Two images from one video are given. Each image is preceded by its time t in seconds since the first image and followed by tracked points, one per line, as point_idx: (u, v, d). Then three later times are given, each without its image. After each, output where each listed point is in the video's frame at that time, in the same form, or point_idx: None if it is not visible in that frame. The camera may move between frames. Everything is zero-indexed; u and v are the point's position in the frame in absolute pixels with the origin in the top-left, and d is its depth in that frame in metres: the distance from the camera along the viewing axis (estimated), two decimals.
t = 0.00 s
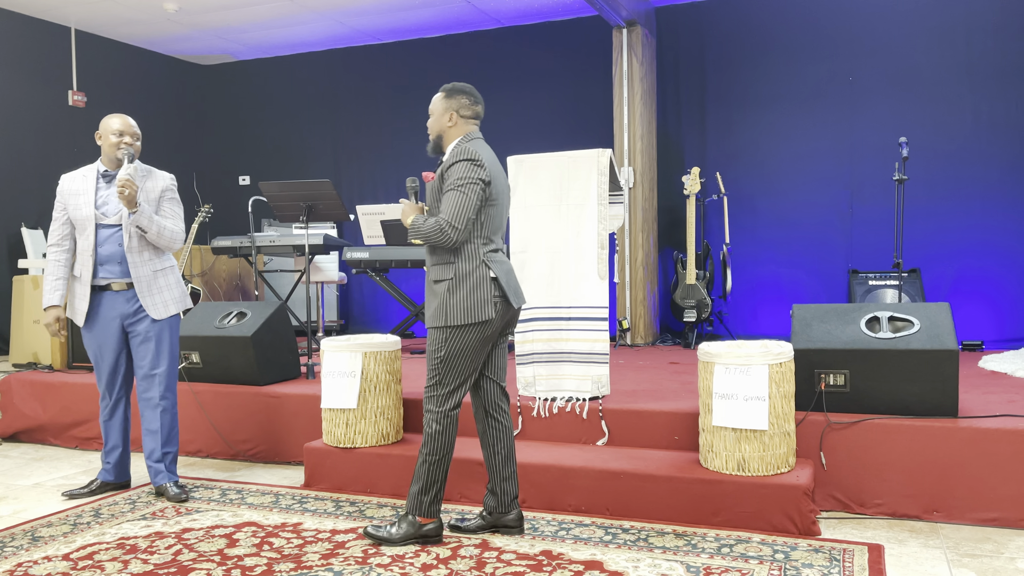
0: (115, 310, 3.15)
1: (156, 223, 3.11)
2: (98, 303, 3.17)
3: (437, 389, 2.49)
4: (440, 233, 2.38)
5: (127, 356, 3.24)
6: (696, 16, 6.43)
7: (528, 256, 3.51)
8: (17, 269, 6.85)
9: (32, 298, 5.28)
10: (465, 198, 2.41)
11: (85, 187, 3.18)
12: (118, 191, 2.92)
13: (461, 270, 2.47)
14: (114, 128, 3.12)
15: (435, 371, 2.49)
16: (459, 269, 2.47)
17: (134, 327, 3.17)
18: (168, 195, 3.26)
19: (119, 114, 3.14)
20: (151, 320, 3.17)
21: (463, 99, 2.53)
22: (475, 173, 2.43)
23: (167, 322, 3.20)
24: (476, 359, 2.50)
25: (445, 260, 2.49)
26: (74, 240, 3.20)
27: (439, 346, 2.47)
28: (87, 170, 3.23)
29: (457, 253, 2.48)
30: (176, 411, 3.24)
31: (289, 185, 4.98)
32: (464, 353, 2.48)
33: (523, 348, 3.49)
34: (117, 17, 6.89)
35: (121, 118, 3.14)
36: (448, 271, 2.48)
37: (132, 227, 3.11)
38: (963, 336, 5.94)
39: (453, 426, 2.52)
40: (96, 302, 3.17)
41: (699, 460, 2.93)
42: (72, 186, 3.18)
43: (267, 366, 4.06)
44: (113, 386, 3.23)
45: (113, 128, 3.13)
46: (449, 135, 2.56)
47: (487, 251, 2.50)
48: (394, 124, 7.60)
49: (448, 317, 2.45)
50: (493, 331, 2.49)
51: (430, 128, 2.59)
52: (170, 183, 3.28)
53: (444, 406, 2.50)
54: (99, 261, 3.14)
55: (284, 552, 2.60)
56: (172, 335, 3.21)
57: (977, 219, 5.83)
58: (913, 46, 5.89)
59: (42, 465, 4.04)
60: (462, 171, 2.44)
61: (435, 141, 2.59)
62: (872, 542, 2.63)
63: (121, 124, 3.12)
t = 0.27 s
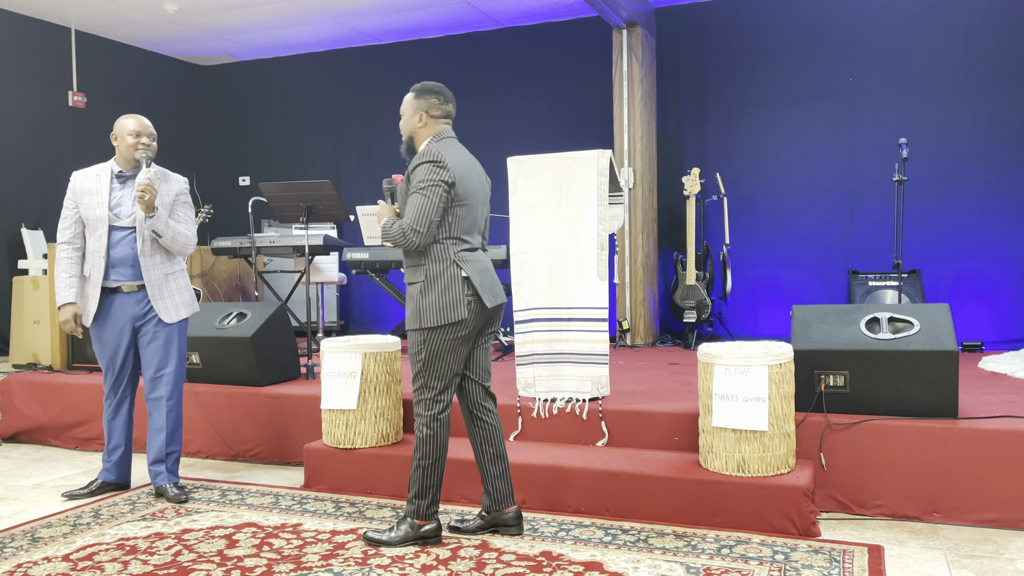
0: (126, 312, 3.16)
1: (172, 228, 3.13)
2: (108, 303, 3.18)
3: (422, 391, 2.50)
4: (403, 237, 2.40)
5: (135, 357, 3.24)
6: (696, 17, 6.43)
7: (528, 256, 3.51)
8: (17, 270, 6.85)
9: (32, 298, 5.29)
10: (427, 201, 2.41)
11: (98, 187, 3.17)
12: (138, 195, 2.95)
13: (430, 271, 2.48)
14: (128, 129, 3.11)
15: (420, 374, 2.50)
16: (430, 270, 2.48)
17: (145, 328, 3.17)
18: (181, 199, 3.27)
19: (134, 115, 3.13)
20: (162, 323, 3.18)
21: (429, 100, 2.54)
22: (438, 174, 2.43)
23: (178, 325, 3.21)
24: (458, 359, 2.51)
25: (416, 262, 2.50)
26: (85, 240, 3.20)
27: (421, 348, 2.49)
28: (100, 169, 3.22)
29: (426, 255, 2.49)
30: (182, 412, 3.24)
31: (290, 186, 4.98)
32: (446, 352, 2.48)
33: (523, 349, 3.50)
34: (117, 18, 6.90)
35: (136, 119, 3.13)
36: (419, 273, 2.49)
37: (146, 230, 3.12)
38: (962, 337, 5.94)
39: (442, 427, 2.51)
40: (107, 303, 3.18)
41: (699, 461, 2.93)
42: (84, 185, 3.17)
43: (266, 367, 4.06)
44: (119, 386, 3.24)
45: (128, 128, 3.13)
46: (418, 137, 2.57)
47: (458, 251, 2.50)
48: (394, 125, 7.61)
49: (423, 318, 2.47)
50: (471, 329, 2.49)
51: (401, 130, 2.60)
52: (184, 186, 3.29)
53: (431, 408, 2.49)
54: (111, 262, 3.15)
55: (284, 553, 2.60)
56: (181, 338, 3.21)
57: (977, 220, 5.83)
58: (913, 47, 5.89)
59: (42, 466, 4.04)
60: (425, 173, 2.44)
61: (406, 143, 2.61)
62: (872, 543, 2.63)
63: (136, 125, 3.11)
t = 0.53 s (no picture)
0: (133, 314, 3.16)
1: (184, 233, 3.14)
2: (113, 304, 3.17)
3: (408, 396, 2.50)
4: (372, 237, 2.43)
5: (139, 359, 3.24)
6: (696, 18, 6.43)
7: (528, 257, 3.51)
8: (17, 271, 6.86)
9: (32, 299, 5.29)
10: (400, 200, 2.41)
11: (111, 186, 3.17)
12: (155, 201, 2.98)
13: (409, 271, 2.48)
14: (147, 131, 3.11)
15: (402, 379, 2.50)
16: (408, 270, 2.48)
17: (151, 330, 3.18)
18: (195, 204, 3.28)
19: (152, 117, 3.13)
20: (170, 326, 3.18)
21: (400, 101, 2.53)
22: (408, 174, 2.42)
23: (185, 329, 3.22)
24: (438, 360, 2.51)
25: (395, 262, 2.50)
26: (94, 239, 3.20)
27: (402, 350, 2.49)
28: (114, 168, 3.21)
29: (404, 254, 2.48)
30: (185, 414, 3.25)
31: (290, 187, 4.98)
32: (426, 354, 2.48)
33: (523, 349, 3.50)
34: (117, 19, 6.90)
35: (154, 121, 3.13)
36: (398, 273, 2.49)
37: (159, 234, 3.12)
38: (963, 338, 5.94)
39: (427, 429, 2.52)
40: (113, 304, 3.18)
41: (699, 462, 2.93)
42: (98, 184, 3.17)
43: (266, 368, 4.06)
44: (120, 387, 3.23)
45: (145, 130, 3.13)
46: (391, 138, 2.55)
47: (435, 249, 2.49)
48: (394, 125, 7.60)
49: (401, 319, 2.47)
50: (450, 328, 2.49)
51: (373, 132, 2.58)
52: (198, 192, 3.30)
53: (414, 411, 2.50)
54: (120, 264, 3.15)
55: (284, 553, 2.60)
56: (187, 341, 3.23)
57: (977, 222, 5.83)
58: (913, 48, 5.89)
59: (41, 466, 4.04)
60: (399, 171, 2.44)
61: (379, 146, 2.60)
62: (872, 544, 2.63)
63: (153, 128, 3.11)
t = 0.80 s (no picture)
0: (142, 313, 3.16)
1: (197, 236, 3.15)
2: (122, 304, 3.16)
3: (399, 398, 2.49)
4: (342, 229, 2.47)
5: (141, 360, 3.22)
6: (696, 19, 6.43)
7: (528, 258, 3.51)
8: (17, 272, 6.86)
9: (32, 300, 5.29)
10: (376, 200, 2.41)
11: (124, 185, 3.14)
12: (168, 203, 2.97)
13: (386, 271, 2.48)
14: (161, 132, 3.11)
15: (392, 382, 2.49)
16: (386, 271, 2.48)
17: (158, 331, 3.18)
18: (205, 206, 3.30)
19: (165, 118, 3.12)
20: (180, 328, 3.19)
21: (384, 102, 2.54)
22: (385, 176, 2.42)
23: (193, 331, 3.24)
24: (423, 359, 2.51)
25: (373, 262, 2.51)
26: (105, 237, 3.17)
27: (390, 353, 2.48)
28: (127, 166, 3.19)
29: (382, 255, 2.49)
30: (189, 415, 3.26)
31: (290, 188, 4.98)
32: (411, 355, 2.49)
33: (523, 350, 3.50)
34: (117, 19, 6.90)
35: (167, 122, 3.13)
36: (375, 273, 2.50)
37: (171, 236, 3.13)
38: (962, 339, 5.94)
39: (421, 429, 2.51)
40: (122, 304, 3.16)
41: (699, 462, 2.93)
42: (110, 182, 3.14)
43: (266, 368, 4.06)
44: (118, 390, 3.19)
45: (159, 131, 3.12)
46: (375, 138, 2.57)
47: (413, 252, 2.49)
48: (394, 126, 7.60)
49: (378, 319, 2.48)
50: (431, 328, 2.50)
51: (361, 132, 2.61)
52: (208, 194, 3.32)
53: (405, 412, 2.49)
54: (131, 264, 3.13)
55: (284, 554, 2.60)
56: (194, 342, 3.25)
57: (977, 223, 5.83)
58: (913, 49, 5.89)
59: (41, 467, 4.04)
60: (377, 172, 2.44)
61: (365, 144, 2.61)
62: (872, 545, 2.63)
63: (166, 129, 3.10)
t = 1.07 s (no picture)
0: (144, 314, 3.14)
1: (202, 235, 3.16)
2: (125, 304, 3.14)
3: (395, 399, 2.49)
4: (333, 232, 2.45)
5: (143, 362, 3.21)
6: (696, 19, 6.43)
7: (528, 258, 3.51)
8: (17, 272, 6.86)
9: (31, 300, 5.29)
10: (367, 200, 2.40)
11: (128, 184, 3.14)
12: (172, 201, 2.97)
13: (379, 272, 2.48)
14: (164, 130, 3.10)
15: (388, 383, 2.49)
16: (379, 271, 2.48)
17: (160, 331, 3.17)
18: (210, 203, 3.30)
19: (168, 116, 3.12)
20: (185, 326, 3.21)
21: (366, 103, 2.53)
22: (376, 178, 2.41)
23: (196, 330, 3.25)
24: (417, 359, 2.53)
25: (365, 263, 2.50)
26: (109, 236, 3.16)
27: (386, 354, 2.48)
28: (131, 165, 3.18)
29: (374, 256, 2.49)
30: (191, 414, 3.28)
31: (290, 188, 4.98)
32: (406, 355, 2.50)
33: (523, 350, 3.50)
34: (117, 20, 6.90)
35: (170, 120, 3.12)
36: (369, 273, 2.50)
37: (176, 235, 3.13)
38: (962, 339, 5.94)
39: (418, 429, 2.51)
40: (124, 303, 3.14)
41: (699, 463, 2.93)
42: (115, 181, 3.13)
43: (266, 368, 4.06)
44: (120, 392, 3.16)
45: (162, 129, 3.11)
46: (358, 139, 2.56)
47: (405, 252, 2.49)
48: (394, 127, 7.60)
49: (374, 321, 2.47)
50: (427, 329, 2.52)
51: (342, 134, 2.60)
52: (214, 191, 3.31)
53: (401, 413, 2.49)
54: (136, 264, 3.12)
55: (283, 554, 2.60)
56: (197, 341, 3.27)
57: (977, 223, 5.83)
58: (913, 50, 5.90)
59: (41, 467, 4.04)
60: (367, 173, 2.43)
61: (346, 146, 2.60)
62: (872, 545, 2.63)
63: (169, 127, 3.10)
